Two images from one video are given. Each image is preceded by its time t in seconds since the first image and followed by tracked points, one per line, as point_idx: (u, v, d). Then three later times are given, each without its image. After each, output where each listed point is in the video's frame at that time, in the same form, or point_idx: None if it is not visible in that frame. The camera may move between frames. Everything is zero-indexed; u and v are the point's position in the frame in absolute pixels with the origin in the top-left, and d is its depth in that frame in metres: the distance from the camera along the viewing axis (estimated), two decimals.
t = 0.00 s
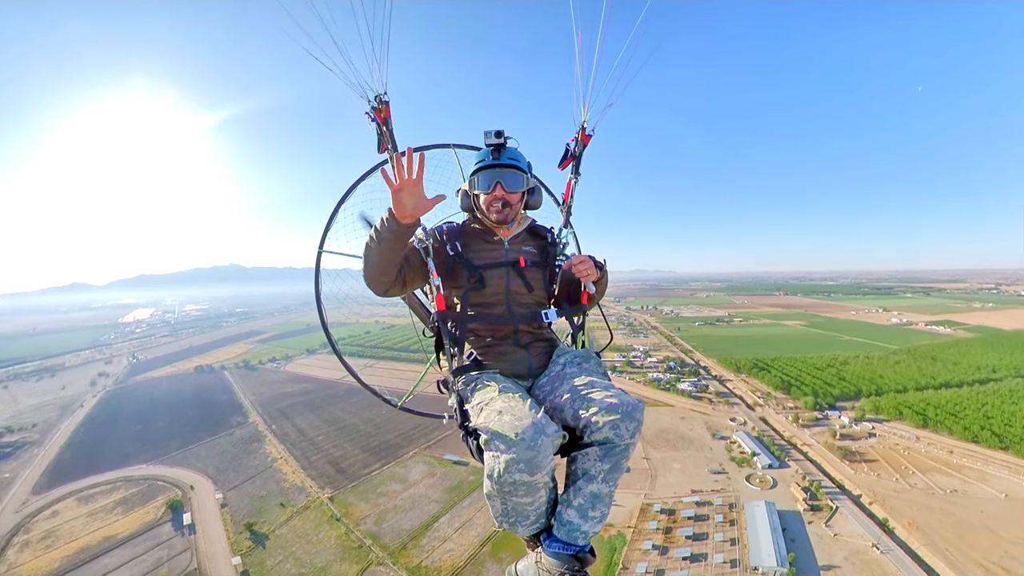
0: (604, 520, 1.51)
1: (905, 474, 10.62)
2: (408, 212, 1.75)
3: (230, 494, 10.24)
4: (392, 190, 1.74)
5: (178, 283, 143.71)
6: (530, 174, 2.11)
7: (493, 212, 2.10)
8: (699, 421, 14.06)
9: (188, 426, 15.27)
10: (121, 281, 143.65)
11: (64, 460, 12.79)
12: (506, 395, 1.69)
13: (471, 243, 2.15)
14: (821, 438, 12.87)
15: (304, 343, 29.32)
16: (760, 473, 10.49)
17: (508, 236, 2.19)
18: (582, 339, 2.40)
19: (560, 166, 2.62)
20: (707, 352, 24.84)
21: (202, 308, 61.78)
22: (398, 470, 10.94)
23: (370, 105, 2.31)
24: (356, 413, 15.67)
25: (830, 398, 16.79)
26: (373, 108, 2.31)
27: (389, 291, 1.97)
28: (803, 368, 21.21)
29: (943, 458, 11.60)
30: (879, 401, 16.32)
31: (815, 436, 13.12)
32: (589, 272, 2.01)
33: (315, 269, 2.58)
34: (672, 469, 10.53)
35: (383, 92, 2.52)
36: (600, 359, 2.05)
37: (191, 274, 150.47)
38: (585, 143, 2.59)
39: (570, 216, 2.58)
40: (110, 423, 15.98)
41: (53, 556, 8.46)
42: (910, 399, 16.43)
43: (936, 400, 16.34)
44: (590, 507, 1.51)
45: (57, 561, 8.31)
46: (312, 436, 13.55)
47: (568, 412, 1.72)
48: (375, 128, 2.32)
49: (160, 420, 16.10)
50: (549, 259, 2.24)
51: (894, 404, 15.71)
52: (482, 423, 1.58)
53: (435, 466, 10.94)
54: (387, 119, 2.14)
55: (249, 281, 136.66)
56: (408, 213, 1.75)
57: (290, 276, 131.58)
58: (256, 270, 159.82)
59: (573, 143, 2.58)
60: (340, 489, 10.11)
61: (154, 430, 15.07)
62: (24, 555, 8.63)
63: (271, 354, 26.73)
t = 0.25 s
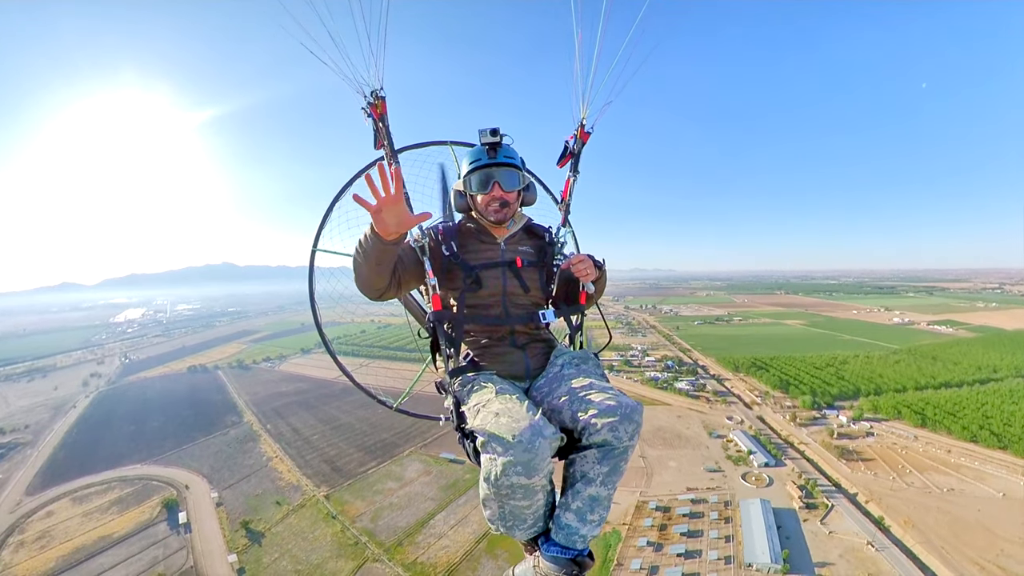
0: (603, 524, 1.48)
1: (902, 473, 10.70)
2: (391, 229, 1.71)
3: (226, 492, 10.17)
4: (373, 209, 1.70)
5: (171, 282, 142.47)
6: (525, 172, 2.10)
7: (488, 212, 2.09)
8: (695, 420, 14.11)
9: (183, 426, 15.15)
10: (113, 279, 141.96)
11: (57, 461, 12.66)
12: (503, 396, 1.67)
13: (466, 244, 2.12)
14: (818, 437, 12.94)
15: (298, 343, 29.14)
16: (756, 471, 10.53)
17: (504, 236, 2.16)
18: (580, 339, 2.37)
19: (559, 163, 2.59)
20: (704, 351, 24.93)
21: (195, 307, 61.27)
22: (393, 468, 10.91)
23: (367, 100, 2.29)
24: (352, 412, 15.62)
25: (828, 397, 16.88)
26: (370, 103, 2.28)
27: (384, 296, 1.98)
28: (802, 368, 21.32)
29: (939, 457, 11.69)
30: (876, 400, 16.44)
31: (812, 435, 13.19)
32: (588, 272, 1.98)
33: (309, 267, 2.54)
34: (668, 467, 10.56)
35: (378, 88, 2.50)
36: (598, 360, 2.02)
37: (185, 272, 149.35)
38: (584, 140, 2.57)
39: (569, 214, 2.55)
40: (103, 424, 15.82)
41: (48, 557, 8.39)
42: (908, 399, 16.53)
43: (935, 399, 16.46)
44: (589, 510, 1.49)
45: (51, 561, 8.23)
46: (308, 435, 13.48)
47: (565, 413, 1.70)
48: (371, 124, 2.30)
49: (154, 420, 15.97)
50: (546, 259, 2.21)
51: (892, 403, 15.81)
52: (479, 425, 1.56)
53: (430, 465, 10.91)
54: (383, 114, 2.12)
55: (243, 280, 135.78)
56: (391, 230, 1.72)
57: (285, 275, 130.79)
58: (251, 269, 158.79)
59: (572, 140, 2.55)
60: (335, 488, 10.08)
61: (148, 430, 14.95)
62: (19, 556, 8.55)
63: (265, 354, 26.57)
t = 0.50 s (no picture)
0: (605, 520, 1.47)
1: (899, 472, 10.77)
2: (394, 230, 1.64)
3: (222, 491, 10.12)
4: (377, 209, 1.63)
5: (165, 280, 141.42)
6: (525, 163, 2.09)
7: (488, 202, 2.08)
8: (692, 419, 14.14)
9: (177, 425, 15.05)
10: (106, 278, 140.76)
11: (51, 460, 12.55)
12: (504, 392, 1.64)
13: (466, 237, 2.09)
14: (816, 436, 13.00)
15: (294, 341, 29.00)
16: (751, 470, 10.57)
17: (503, 229, 2.14)
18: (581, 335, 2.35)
19: (560, 157, 2.57)
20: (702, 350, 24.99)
21: (188, 306, 60.82)
22: (389, 466, 10.88)
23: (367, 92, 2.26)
24: (348, 410, 15.56)
25: (827, 396, 16.97)
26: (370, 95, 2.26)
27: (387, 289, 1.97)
28: (800, 367, 21.41)
29: (937, 456, 11.77)
30: (874, 399, 16.52)
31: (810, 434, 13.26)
32: (591, 265, 1.96)
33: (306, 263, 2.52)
34: (665, 466, 10.57)
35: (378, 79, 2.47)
36: (600, 355, 2.00)
37: (178, 270, 148.42)
38: (586, 134, 2.54)
39: (570, 209, 2.53)
40: (97, 423, 15.70)
41: (43, 556, 8.32)
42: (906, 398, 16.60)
43: (933, 399, 16.55)
44: (591, 507, 1.47)
45: (46, 560, 8.17)
46: (304, 434, 13.42)
47: (567, 410, 1.68)
48: (371, 116, 2.27)
49: (149, 420, 15.86)
50: (547, 254, 2.19)
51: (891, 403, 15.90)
52: (479, 421, 1.53)
53: (426, 462, 10.89)
54: (383, 106, 2.09)
55: (238, 278, 135.06)
56: (395, 231, 1.65)
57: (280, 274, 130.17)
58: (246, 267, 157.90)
59: (574, 133, 2.53)
60: (331, 485, 10.04)
61: (143, 429, 14.85)
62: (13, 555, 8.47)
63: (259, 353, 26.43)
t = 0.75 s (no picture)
0: (604, 519, 1.44)
1: (899, 472, 10.82)
2: (382, 232, 1.61)
3: (218, 491, 10.05)
4: (361, 214, 1.59)
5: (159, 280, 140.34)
6: (519, 155, 2.08)
7: (482, 196, 2.06)
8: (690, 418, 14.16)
9: (173, 426, 14.94)
10: (99, 278, 139.59)
11: (45, 462, 12.44)
12: (500, 390, 1.61)
13: (460, 233, 2.06)
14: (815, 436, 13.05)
15: (290, 342, 28.84)
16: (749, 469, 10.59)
17: (498, 224, 2.12)
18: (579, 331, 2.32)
19: (558, 151, 2.54)
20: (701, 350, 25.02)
21: (182, 307, 60.36)
22: (387, 465, 10.84)
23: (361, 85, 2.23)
24: (344, 411, 15.50)
25: (828, 396, 17.02)
26: (364, 88, 2.22)
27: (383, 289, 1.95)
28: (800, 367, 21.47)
29: (938, 456, 11.83)
30: (874, 399, 16.58)
31: (809, 433, 13.30)
32: (589, 260, 1.93)
33: (298, 262, 2.47)
34: (662, 465, 10.58)
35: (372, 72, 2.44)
36: (597, 351, 1.98)
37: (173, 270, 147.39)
38: (584, 127, 2.51)
39: (568, 204, 2.50)
40: (91, 425, 15.55)
41: (38, 556, 8.24)
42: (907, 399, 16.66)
43: (933, 399, 16.63)
44: (589, 506, 1.44)
45: (41, 561, 8.09)
46: (301, 434, 13.35)
47: (564, 407, 1.65)
48: (365, 109, 2.23)
49: (144, 421, 15.74)
50: (544, 248, 2.17)
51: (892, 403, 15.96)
52: (476, 420, 1.50)
53: (423, 462, 10.86)
54: (377, 99, 2.06)
55: (233, 278, 134.28)
56: (383, 233, 1.61)
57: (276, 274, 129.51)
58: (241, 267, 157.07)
59: (572, 127, 2.50)
60: (328, 485, 10.00)
61: (138, 431, 14.72)
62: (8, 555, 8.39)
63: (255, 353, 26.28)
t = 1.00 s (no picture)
0: (601, 523, 1.43)
1: (898, 471, 10.87)
2: (359, 236, 1.61)
3: (215, 491, 9.97)
4: (333, 225, 1.58)
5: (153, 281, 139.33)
6: (512, 155, 2.06)
7: (474, 196, 2.03)
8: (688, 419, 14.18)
9: (169, 427, 14.83)
10: (92, 279, 138.43)
11: (39, 463, 12.31)
12: (496, 393, 1.59)
13: (455, 234, 2.05)
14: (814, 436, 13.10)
15: (286, 343, 28.69)
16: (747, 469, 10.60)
17: (493, 224, 2.10)
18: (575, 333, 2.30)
19: (555, 150, 2.53)
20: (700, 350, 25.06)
21: (176, 308, 59.87)
22: (383, 465, 10.79)
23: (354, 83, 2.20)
24: (341, 411, 15.43)
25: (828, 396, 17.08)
26: (357, 86, 2.19)
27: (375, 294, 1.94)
28: (800, 367, 21.54)
29: (937, 455, 11.90)
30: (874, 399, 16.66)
31: (808, 433, 13.35)
32: (585, 261, 1.91)
33: (290, 263, 2.44)
34: (660, 465, 10.58)
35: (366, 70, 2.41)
36: (594, 353, 1.96)
37: (167, 272, 146.41)
38: (581, 126, 2.50)
39: (564, 204, 2.48)
40: (85, 426, 15.40)
41: (33, 557, 8.16)
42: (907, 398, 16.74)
43: (933, 399, 16.72)
44: (586, 510, 1.43)
45: (36, 561, 8.01)
46: (298, 435, 13.27)
47: (561, 410, 1.63)
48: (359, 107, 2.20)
49: (139, 423, 15.61)
50: (540, 250, 2.15)
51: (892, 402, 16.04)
52: (471, 423, 1.48)
53: (420, 462, 10.82)
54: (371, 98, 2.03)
55: (228, 279, 133.58)
56: (361, 237, 1.61)
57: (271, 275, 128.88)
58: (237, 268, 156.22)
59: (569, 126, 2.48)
60: (325, 484, 9.94)
61: (133, 432, 14.60)
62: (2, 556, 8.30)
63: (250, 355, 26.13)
